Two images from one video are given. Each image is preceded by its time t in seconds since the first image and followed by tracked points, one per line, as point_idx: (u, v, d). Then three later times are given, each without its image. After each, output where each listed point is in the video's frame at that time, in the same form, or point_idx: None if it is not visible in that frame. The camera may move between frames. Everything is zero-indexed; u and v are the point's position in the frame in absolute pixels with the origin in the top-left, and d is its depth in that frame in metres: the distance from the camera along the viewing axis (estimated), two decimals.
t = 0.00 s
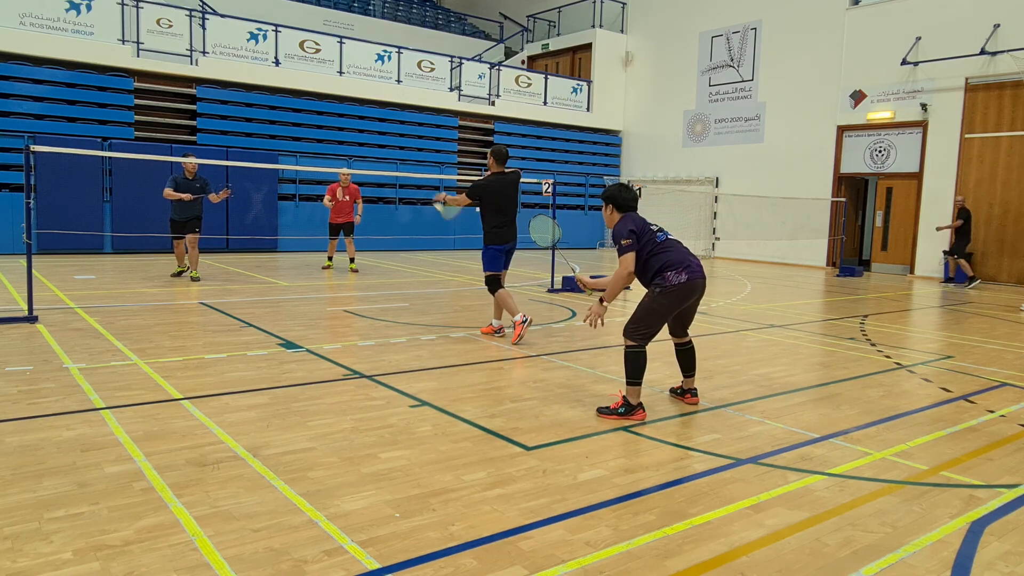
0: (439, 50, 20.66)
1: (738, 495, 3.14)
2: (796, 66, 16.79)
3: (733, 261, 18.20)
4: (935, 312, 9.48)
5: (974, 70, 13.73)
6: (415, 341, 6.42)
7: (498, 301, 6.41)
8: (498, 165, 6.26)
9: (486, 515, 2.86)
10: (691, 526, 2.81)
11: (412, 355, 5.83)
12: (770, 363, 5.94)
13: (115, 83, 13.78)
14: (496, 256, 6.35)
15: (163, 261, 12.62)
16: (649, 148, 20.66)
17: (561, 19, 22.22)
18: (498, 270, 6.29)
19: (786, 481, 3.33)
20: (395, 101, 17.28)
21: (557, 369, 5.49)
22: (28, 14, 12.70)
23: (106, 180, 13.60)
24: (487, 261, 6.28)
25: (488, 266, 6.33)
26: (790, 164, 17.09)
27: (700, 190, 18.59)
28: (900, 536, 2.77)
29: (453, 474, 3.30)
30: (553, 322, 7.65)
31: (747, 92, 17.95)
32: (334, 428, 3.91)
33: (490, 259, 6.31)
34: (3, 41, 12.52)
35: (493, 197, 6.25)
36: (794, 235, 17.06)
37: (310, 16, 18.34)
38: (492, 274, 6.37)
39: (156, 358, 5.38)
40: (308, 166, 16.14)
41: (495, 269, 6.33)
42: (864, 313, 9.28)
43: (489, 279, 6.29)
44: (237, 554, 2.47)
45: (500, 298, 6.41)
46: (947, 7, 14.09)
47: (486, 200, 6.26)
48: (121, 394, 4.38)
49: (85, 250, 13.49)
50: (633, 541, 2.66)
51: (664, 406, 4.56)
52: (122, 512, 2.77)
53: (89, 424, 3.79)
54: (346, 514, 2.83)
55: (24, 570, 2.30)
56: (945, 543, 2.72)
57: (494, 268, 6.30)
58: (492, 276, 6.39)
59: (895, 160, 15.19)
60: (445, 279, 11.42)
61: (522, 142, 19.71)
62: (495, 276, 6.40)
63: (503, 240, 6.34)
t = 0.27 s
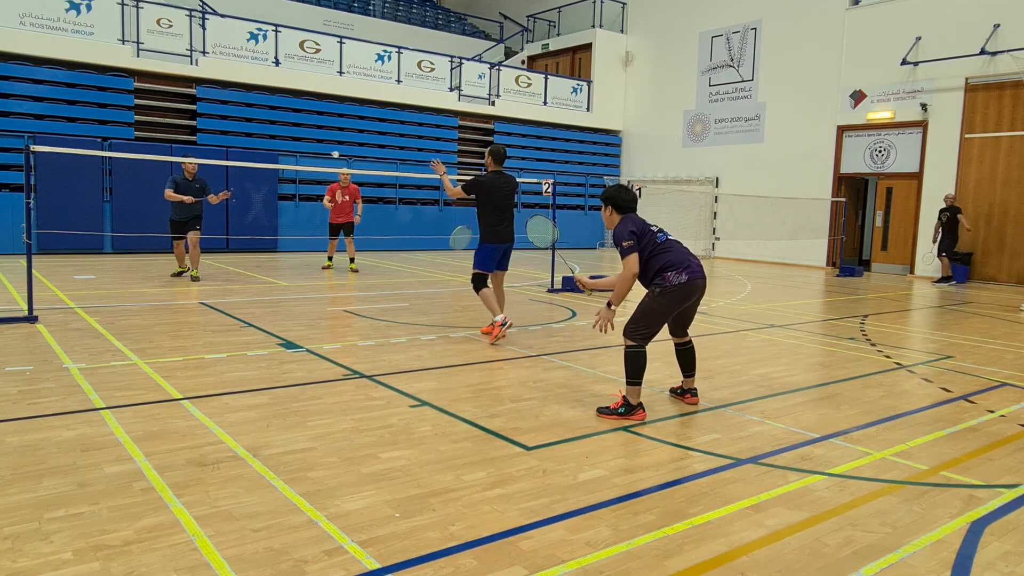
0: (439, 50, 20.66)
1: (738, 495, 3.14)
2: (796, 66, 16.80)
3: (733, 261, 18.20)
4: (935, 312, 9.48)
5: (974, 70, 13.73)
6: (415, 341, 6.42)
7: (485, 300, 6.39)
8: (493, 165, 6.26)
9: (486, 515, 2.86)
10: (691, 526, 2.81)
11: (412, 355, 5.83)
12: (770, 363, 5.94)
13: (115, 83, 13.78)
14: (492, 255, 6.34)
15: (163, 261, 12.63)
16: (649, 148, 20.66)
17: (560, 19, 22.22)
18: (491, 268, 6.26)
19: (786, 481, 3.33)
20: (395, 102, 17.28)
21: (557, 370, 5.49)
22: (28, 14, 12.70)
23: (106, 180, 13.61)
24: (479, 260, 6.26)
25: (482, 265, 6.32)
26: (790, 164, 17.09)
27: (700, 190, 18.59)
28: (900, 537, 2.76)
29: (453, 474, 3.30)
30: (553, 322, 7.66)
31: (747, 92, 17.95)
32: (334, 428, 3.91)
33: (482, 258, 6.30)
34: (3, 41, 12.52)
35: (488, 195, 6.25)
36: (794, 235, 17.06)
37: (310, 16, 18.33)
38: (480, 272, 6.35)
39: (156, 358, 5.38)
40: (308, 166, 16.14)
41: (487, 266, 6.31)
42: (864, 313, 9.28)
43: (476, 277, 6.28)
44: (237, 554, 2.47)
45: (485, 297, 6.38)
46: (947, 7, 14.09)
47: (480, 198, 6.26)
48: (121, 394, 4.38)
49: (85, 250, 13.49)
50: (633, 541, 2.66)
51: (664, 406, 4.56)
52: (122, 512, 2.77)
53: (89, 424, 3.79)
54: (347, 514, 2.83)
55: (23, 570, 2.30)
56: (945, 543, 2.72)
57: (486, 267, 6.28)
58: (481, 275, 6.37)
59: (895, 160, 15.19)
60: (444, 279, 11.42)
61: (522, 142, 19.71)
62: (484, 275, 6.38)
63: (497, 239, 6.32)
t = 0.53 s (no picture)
0: (439, 50, 20.66)
1: (738, 495, 3.14)
2: (796, 66, 16.81)
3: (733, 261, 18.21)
4: (935, 312, 9.48)
5: (974, 70, 13.73)
6: (415, 341, 6.42)
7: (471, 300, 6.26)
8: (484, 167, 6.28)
9: (486, 515, 2.86)
10: (691, 526, 2.81)
11: (412, 355, 5.83)
12: (770, 363, 5.95)
13: (115, 83, 13.78)
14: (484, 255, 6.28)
15: (163, 261, 12.63)
16: (649, 148, 20.66)
17: (560, 19, 22.23)
18: (483, 267, 6.15)
19: (786, 481, 3.33)
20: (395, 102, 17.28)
21: (557, 369, 5.49)
22: (28, 14, 12.70)
23: (106, 180, 13.61)
24: (469, 259, 6.19)
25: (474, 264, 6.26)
26: (790, 164, 17.10)
27: (700, 190, 18.59)
28: (901, 536, 2.77)
29: (453, 474, 3.30)
30: (553, 322, 7.66)
31: (747, 92, 17.95)
32: (334, 428, 3.91)
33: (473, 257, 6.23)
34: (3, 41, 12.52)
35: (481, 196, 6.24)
36: (794, 235, 17.06)
37: (310, 16, 18.33)
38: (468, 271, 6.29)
39: (156, 358, 5.38)
40: (308, 166, 16.14)
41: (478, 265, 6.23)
42: (864, 313, 9.28)
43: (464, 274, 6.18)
44: (237, 554, 2.47)
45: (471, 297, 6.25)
46: (947, 7, 14.09)
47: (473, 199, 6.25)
48: (121, 394, 4.38)
49: (85, 250, 13.49)
50: (633, 541, 2.66)
51: (663, 406, 4.57)
52: (122, 512, 2.77)
53: (89, 424, 3.79)
54: (347, 514, 2.83)
55: (24, 570, 2.30)
56: (945, 542, 2.72)
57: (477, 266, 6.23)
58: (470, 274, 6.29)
59: (895, 160, 15.19)
60: (445, 279, 11.43)
61: (522, 142, 19.72)
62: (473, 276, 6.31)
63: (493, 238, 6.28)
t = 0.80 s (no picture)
0: (439, 50, 20.66)
1: (738, 495, 3.14)
2: (796, 66, 16.81)
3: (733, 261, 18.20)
4: (936, 312, 9.48)
5: (974, 70, 13.72)
6: (416, 341, 6.42)
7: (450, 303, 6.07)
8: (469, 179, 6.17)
9: (486, 515, 2.86)
10: (691, 526, 2.81)
11: (412, 355, 5.83)
12: (770, 363, 5.94)
13: (115, 83, 13.78)
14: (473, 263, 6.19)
15: (163, 261, 12.63)
16: (649, 148, 20.66)
17: (561, 19, 22.23)
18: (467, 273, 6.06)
19: (786, 481, 3.33)
20: (395, 102, 17.28)
21: (557, 370, 5.49)
22: (28, 14, 12.69)
23: (106, 180, 13.61)
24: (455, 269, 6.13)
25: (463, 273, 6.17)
26: (790, 163, 17.10)
27: (700, 190, 18.59)
28: (900, 536, 2.77)
29: (453, 474, 3.30)
30: (553, 322, 7.66)
31: (747, 92, 17.96)
32: (334, 428, 3.91)
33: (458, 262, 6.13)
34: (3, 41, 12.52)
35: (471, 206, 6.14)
36: (794, 235, 17.06)
37: (310, 16, 18.33)
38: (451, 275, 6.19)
39: (156, 358, 5.38)
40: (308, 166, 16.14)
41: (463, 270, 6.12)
42: (864, 313, 9.28)
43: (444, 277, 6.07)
44: (237, 554, 2.47)
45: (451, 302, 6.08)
46: (947, 7, 14.09)
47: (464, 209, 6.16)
48: (121, 394, 4.38)
49: (85, 250, 13.48)
50: (633, 541, 2.66)
51: (663, 406, 4.56)
52: (122, 512, 2.76)
53: (89, 425, 3.79)
54: (347, 514, 2.83)
55: (24, 570, 2.30)
56: (945, 543, 2.72)
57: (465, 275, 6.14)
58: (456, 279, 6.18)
59: (895, 160, 15.18)
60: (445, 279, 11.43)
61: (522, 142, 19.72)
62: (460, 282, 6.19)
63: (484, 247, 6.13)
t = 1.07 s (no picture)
0: (439, 50, 20.66)
1: (738, 495, 3.14)
2: (796, 66, 16.81)
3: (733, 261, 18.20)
4: (936, 312, 9.48)
5: (974, 70, 13.72)
6: (416, 341, 6.42)
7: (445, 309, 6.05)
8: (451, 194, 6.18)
9: (486, 515, 2.86)
10: (691, 526, 2.81)
11: (412, 355, 5.83)
12: (770, 363, 5.94)
13: (115, 83, 13.78)
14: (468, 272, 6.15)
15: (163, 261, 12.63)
16: (649, 148, 20.66)
17: (561, 19, 22.23)
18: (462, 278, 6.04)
19: (786, 481, 3.33)
20: (395, 102, 17.28)
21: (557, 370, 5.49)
22: (28, 14, 12.69)
23: (106, 180, 13.61)
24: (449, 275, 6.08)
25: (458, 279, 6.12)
26: (790, 163, 17.10)
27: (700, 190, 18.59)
28: (900, 536, 2.77)
29: (453, 474, 3.30)
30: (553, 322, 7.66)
31: (747, 92, 17.95)
32: (334, 428, 3.91)
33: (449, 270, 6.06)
34: (3, 41, 12.52)
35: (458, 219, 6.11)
36: (794, 235, 17.07)
37: (310, 16, 18.33)
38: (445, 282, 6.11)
39: (156, 358, 5.38)
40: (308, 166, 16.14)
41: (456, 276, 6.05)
42: (864, 313, 9.28)
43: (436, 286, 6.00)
44: (237, 554, 2.47)
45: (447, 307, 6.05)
46: (947, 7, 14.09)
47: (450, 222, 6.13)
48: (121, 394, 4.38)
49: (85, 250, 13.49)
50: (633, 541, 2.66)
51: (664, 406, 4.56)
52: (122, 512, 2.76)
53: (89, 424, 3.79)
54: (347, 514, 2.83)
55: (23, 570, 2.30)
56: (945, 543, 2.72)
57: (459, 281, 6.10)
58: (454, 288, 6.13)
59: (895, 160, 15.18)
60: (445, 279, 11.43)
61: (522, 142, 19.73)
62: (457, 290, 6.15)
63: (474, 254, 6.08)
